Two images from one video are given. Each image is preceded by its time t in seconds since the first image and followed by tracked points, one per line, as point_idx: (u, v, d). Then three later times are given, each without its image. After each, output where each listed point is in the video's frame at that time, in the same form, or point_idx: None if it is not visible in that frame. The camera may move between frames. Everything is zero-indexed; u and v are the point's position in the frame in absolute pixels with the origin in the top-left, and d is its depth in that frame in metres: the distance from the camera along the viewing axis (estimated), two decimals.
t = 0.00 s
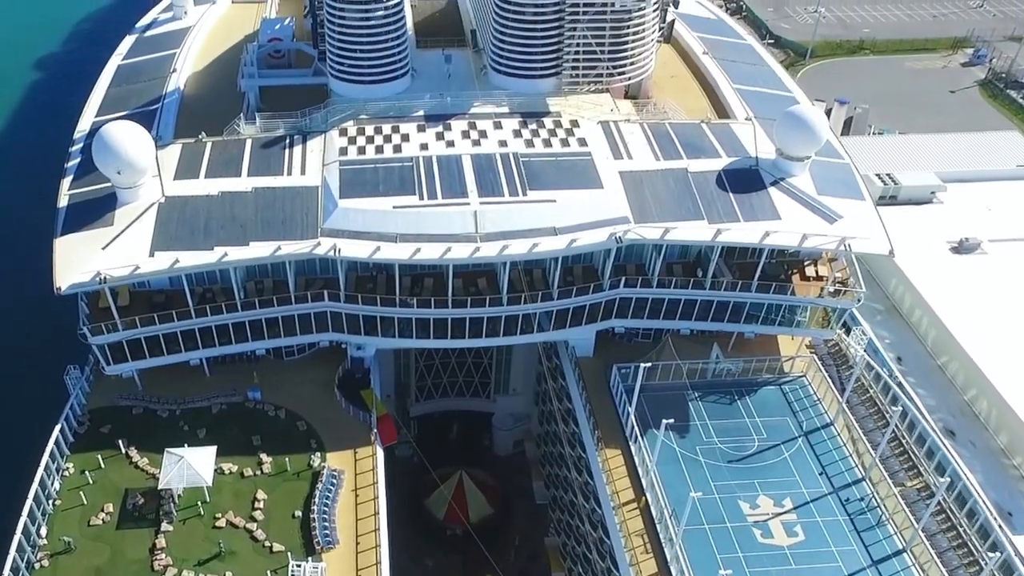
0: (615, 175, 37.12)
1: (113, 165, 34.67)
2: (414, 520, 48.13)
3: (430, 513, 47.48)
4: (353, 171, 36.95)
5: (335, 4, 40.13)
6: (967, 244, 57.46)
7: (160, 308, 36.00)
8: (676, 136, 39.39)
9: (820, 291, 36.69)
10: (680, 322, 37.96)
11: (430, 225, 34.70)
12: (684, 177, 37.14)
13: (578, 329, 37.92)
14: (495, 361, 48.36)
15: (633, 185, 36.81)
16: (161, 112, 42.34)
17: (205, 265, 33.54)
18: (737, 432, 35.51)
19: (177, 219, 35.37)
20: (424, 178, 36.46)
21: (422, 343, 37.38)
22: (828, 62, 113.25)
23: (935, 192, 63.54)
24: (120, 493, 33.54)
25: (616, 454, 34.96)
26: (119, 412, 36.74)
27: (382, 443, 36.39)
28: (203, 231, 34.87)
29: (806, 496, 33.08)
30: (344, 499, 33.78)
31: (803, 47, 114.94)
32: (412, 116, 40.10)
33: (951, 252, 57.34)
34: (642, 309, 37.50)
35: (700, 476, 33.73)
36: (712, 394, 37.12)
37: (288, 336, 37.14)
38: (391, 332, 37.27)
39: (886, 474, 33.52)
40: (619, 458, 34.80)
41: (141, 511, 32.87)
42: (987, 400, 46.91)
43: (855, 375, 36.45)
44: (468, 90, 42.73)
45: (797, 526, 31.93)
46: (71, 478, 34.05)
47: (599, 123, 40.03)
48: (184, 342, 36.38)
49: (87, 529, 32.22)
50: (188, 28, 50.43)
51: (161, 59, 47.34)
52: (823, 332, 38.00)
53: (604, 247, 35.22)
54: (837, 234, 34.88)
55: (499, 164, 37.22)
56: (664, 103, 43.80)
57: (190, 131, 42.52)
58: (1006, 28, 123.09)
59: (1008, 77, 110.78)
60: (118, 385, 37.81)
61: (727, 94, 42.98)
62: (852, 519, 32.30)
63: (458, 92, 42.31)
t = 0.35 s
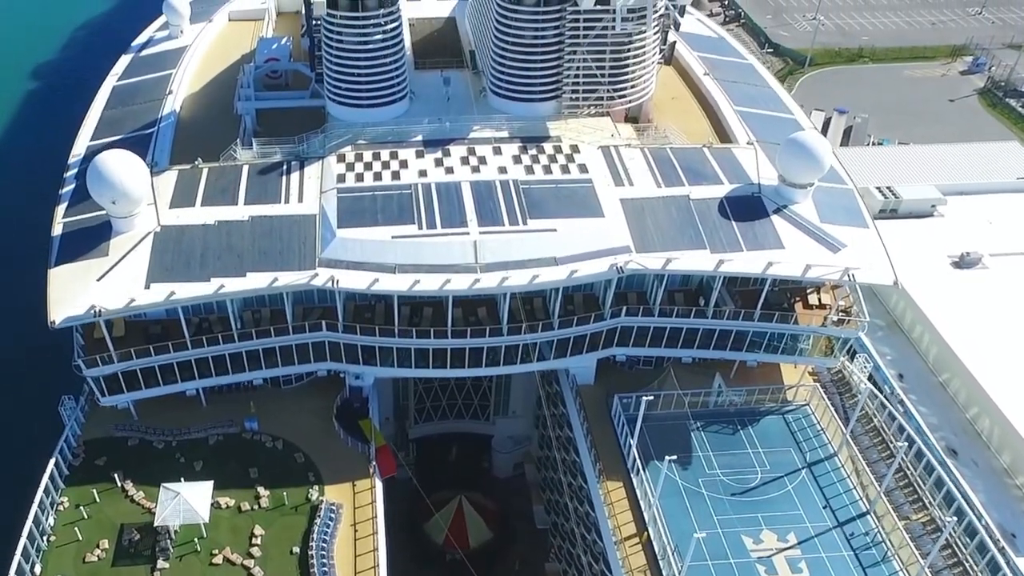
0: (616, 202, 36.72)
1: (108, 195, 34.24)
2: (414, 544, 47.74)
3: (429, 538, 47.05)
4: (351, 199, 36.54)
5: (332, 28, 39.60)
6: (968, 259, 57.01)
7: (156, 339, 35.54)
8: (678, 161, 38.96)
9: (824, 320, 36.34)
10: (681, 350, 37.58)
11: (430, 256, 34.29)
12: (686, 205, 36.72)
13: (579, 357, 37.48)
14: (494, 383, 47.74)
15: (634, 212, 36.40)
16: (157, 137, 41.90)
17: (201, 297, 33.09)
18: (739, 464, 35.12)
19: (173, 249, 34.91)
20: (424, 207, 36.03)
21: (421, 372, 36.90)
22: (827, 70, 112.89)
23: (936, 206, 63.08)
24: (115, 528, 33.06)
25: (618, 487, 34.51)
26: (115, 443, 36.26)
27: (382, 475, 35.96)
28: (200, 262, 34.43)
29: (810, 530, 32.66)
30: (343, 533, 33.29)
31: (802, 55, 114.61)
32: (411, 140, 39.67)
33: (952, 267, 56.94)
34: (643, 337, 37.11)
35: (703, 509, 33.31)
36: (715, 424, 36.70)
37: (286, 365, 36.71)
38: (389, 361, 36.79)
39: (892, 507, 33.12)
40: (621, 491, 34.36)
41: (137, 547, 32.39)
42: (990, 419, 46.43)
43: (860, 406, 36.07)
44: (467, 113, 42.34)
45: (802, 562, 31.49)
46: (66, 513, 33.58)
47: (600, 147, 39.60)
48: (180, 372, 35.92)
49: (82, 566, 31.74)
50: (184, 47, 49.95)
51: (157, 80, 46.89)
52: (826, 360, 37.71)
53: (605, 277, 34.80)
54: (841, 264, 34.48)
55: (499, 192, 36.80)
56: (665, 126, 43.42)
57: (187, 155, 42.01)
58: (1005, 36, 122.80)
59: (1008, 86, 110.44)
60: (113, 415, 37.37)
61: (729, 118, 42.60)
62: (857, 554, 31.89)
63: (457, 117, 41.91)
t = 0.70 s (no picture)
0: (618, 230, 36.32)
1: (103, 227, 33.84)
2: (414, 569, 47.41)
3: (429, 563, 46.69)
4: (349, 228, 36.14)
5: (331, 53, 39.05)
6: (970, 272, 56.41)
7: (153, 371, 35.07)
8: (680, 188, 38.57)
9: (829, 350, 35.98)
10: (684, 379, 37.22)
11: (430, 287, 33.91)
12: (689, 233, 36.32)
13: (580, 387, 37.06)
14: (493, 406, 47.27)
15: (637, 241, 35.97)
16: (153, 163, 41.49)
17: (198, 330, 32.68)
18: (743, 496, 34.73)
19: (169, 281, 34.48)
20: (423, 236, 35.63)
21: (420, 403, 36.48)
22: (827, 78, 112.50)
23: (937, 220, 62.57)
24: (112, 565, 32.62)
25: (620, 520, 34.04)
26: (111, 476, 35.81)
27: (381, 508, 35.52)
28: (197, 294, 34.03)
29: (816, 566, 32.25)
30: (342, 569, 32.83)
31: (802, 63, 114.26)
32: (410, 167, 39.27)
33: (953, 281, 56.28)
34: (646, 366, 36.73)
35: (706, 545, 32.90)
36: (718, 455, 36.31)
37: (284, 396, 36.30)
38: (389, 391, 36.38)
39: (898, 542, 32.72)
40: (623, 525, 33.88)
41: None
42: (993, 437, 45.91)
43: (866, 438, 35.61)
44: (466, 138, 41.95)
45: None
46: (61, 548, 33.12)
47: (601, 173, 39.21)
48: (177, 404, 35.49)
49: None
50: (180, 69, 49.44)
51: (153, 102, 46.45)
52: (830, 390, 37.28)
53: (607, 308, 34.40)
54: (845, 295, 34.16)
55: (499, 220, 36.41)
56: (666, 151, 42.93)
57: (184, 182, 41.53)
58: (1005, 43, 122.48)
59: (1008, 95, 110.07)
60: (109, 446, 36.93)
61: (731, 142, 42.17)
62: None
63: (456, 142, 41.52)
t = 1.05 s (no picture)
0: (619, 260, 35.96)
1: (98, 260, 33.42)
2: None
3: None
4: (347, 259, 35.75)
5: (328, 79, 38.60)
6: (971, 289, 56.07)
7: (149, 405, 34.61)
8: (681, 216, 38.21)
9: (832, 381, 35.64)
10: (686, 410, 36.85)
11: (429, 321, 33.52)
12: (690, 263, 35.96)
13: (581, 418, 36.64)
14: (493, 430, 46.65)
15: (638, 272, 35.60)
16: (149, 189, 41.05)
17: (195, 366, 32.27)
18: (746, 530, 34.34)
19: (165, 314, 34.03)
20: (422, 268, 35.23)
21: (419, 435, 36.10)
22: (825, 87, 112.13)
23: (938, 234, 62.01)
24: None
25: (622, 555, 33.64)
26: (106, 510, 35.36)
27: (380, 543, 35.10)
28: (193, 328, 33.59)
29: None
30: None
31: (800, 72, 113.96)
32: (408, 195, 38.87)
33: (954, 297, 56.01)
34: (647, 396, 36.38)
35: None
36: (720, 487, 35.95)
37: (282, 429, 35.86)
38: (387, 423, 35.95)
39: None
40: (625, 560, 33.45)
41: None
42: (995, 457, 45.50)
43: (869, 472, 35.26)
44: (465, 164, 41.57)
45: None
46: None
47: (601, 201, 38.85)
48: (173, 437, 35.05)
49: None
50: (176, 91, 48.93)
51: (149, 125, 46.00)
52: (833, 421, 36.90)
53: (608, 340, 34.02)
54: (848, 328, 33.84)
55: (499, 251, 36.02)
56: (667, 176, 42.53)
57: (180, 209, 41.06)
58: (1003, 52, 122.19)
59: (1007, 104, 109.76)
60: (104, 479, 36.47)
61: (732, 167, 41.78)
62: None
63: (455, 169, 41.13)
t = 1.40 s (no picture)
0: (620, 291, 35.58)
1: (93, 294, 33.01)
2: None
3: None
4: (346, 290, 35.36)
5: (325, 106, 38.14)
6: (972, 303, 55.59)
7: (145, 440, 34.17)
8: (683, 244, 37.87)
9: (836, 414, 35.32)
10: (688, 441, 36.46)
11: (428, 354, 33.12)
12: (692, 294, 35.60)
13: (581, 450, 36.24)
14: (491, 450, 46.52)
15: (640, 303, 35.22)
16: (145, 216, 40.60)
17: (191, 402, 31.86)
18: (749, 564, 33.95)
19: (162, 349, 33.62)
20: (421, 300, 34.84)
21: (417, 468, 35.70)
22: (824, 96, 111.74)
23: (938, 247, 61.01)
24: None
25: None
26: (102, 544, 34.93)
27: None
28: (189, 362, 33.17)
29: None
30: None
31: (799, 81, 113.53)
32: (407, 223, 38.48)
33: (954, 312, 55.50)
34: (649, 428, 36.01)
35: None
36: (723, 520, 35.58)
37: (280, 462, 35.45)
38: (386, 456, 35.52)
39: None
40: None
41: None
42: (997, 476, 45.18)
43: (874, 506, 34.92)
44: (464, 190, 41.18)
45: None
46: None
47: (601, 229, 38.48)
48: (169, 472, 34.61)
49: None
50: (172, 112, 48.49)
51: (145, 149, 45.56)
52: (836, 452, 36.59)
53: (610, 373, 33.65)
54: (851, 361, 33.48)
55: (499, 282, 35.63)
56: (668, 201, 42.14)
57: (176, 236, 40.62)
58: (1001, 60, 121.86)
59: (1006, 113, 109.41)
60: (99, 513, 36.05)
61: (734, 193, 41.41)
62: None
63: (453, 196, 40.74)
